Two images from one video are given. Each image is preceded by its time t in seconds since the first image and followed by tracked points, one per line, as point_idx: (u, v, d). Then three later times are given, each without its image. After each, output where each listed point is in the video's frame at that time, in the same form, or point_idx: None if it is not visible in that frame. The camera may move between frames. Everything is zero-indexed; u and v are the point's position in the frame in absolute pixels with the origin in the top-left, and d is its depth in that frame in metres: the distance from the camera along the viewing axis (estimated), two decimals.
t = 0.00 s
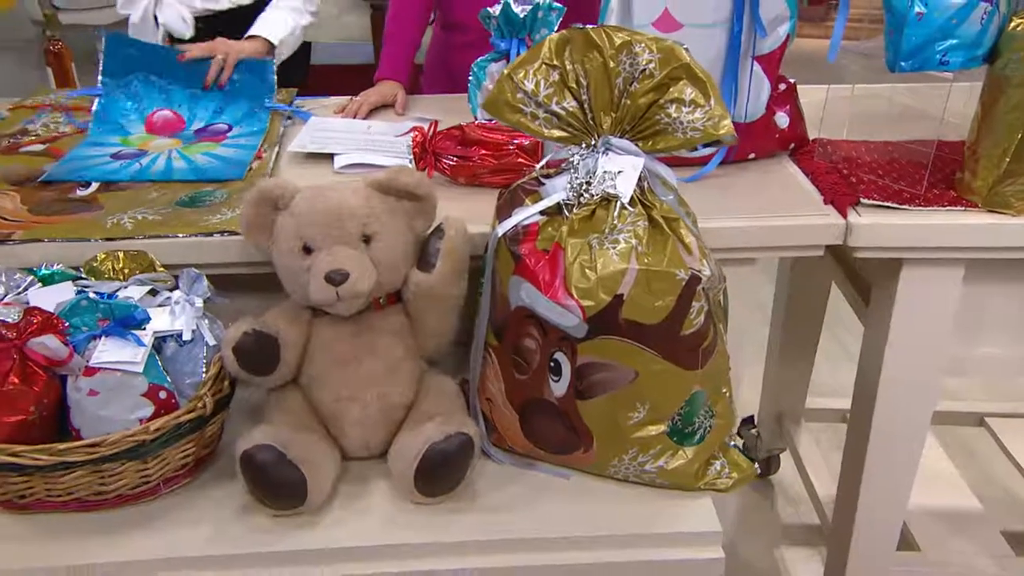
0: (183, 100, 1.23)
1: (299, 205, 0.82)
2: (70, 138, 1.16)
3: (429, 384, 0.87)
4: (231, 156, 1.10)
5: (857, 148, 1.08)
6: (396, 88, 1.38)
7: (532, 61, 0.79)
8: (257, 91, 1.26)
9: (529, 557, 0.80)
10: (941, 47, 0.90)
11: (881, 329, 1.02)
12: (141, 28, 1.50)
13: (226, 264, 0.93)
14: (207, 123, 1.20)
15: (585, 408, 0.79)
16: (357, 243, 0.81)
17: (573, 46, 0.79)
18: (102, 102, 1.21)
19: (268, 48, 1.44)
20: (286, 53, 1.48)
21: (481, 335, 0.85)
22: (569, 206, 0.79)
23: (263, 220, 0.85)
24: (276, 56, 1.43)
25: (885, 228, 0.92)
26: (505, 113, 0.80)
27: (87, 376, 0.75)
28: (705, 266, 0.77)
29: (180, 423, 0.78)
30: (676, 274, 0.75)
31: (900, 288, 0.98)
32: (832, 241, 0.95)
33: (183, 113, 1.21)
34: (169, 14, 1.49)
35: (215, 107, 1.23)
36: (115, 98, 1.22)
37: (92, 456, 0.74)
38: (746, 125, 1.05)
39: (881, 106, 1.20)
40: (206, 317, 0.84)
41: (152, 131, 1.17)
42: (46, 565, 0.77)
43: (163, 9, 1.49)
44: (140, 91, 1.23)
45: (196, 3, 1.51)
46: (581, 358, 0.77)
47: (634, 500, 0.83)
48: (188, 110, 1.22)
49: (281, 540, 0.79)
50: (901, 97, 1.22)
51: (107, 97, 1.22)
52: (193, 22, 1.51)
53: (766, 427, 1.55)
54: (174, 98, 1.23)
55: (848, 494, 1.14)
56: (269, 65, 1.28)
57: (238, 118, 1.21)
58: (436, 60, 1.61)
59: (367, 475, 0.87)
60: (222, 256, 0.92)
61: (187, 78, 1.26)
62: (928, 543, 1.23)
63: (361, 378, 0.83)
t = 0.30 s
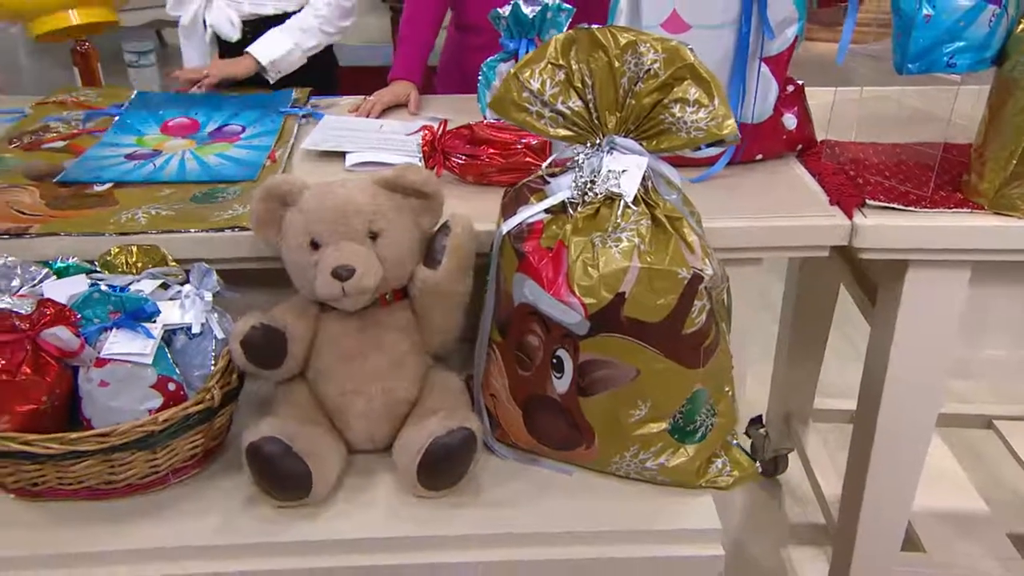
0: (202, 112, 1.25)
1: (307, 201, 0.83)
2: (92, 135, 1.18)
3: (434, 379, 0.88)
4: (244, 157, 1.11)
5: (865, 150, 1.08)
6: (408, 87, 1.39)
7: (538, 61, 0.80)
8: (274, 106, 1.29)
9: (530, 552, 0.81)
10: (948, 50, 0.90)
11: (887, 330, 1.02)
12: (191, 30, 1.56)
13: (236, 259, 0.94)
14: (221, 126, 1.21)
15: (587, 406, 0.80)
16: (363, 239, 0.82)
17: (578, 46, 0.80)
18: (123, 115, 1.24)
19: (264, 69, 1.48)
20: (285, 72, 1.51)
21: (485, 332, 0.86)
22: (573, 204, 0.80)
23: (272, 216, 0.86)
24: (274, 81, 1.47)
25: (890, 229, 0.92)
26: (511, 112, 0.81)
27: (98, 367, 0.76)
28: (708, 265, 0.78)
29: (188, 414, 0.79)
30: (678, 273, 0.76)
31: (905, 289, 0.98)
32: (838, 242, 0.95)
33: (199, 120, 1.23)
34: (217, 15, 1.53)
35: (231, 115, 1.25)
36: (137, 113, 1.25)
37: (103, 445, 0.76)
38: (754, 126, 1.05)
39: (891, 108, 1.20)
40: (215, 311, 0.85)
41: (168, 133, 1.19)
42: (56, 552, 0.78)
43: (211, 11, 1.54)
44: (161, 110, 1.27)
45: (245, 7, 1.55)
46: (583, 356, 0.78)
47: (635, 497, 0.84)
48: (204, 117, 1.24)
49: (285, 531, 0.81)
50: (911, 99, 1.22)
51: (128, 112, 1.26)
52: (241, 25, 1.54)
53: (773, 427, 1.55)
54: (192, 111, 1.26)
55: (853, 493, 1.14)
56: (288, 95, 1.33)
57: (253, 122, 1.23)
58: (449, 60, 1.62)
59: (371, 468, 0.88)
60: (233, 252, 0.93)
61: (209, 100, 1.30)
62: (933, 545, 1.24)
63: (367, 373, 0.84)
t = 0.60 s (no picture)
0: (227, 114, 1.28)
1: (325, 202, 0.85)
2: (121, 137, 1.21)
3: (446, 377, 0.90)
4: (266, 159, 1.13)
5: (879, 156, 1.09)
6: (428, 90, 1.41)
7: (552, 66, 0.82)
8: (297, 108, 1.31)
9: (538, 548, 0.82)
10: (962, 57, 0.91)
11: (898, 334, 1.03)
12: (230, 34, 1.60)
13: (256, 257, 0.97)
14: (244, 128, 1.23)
15: (596, 405, 0.81)
16: (379, 239, 0.84)
17: (592, 52, 0.81)
18: (150, 117, 1.27)
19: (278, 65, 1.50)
20: (301, 73, 1.54)
21: (498, 331, 0.87)
22: (585, 207, 0.82)
23: (291, 216, 0.88)
24: (289, 78, 1.49)
25: (902, 235, 0.93)
26: (525, 116, 0.83)
27: (122, 360, 0.79)
28: (717, 269, 0.79)
29: (207, 408, 0.81)
30: (687, 276, 0.77)
31: (917, 296, 0.99)
32: (849, 247, 0.96)
33: (223, 122, 1.25)
34: (255, 18, 1.59)
35: (254, 117, 1.27)
36: (163, 115, 1.28)
37: (125, 436, 0.78)
38: (768, 131, 1.06)
39: (907, 114, 1.20)
40: (235, 308, 0.87)
41: (193, 134, 1.21)
42: (79, 539, 0.81)
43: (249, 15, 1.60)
44: (187, 112, 1.29)
45: (281, 11, 1.61)
46: (593, 356, 0.79)
47: (643, 496, 0.85)
48: (228, 119, 1.26)
49: (300, 523, 0.83)
50: (927, 106, 1.22)
51: (155, 115, 1.28)
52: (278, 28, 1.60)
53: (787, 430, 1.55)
54: (217, 113, 1.28)
55: (864, 495, 1.15)
56: (310, 97, 1.36)
57: (276, 124, 1.25)
58: (469, 63, 1.64)
59: (385, 463, 0.90)
60: (253, 251, 0.96)
61: (233, 102, 1.32)
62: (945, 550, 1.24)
63: (381, 370, 0.86)
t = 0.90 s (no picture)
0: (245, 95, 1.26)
1: (348, 208, 0.87)
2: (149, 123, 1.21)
3: (464, 381, 0.92)
4: (287, 156, 1.16)
5: (899, 167, 1.09)
6: (453, 97, 1.43)
7: (572, 77, 0.83)
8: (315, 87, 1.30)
9: (552, 551, 0.84)
10: (983, 71, 0.91)
11: (916, 344, 1.03)
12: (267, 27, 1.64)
13: (281, 260, 0.99)
14: (265, 123, 1.24)
15: (610, 411, 0.82)
16: (399, 246, 0.86)
17: (611, 63, 0.82)
18: (171, 100, 1.25)
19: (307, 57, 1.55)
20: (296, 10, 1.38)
21: (515, 337, 0.89)
22: (603, 216, 0.83)
23: (315, 222, 0.90)
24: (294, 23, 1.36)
25: (919, 247, 0.93)
26: (545, 126, 0.84)
27: (149, 360, 0.81)
28: (732, 279, 0.80)
29: (232, 407, 0.84)
30: (701, 286, 0.78)
31: (935, 307, 0.99)
32: (867, 259, 0.96)
33: (244, 112, 1.25)
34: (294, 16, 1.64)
35: (273, 101, 1.27)
36: (183, 95, 1.26)
37: (152, 433, 0.81)
38: (788, 141, 1.07)
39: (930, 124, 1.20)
40: (260, 310, 0.90)
41: (218, 130, 1.22)
42: (107, 532, 0.83)
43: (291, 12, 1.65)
44: (204, 94, 1.26)
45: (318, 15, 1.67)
46: (607, 364, 0.80)
47: (656, 502, 0.86)
48: (247, 108, 1.25)
49: (320, 521, 0.85)
50: (950, 116, 1.22)
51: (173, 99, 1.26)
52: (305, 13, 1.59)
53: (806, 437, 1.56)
54: (235, 96, 1.26)
55: (880, 502, 1.16)
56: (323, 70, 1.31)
57: (296, 119, 1.26)
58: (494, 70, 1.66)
59: (403, 464, 0.92)
60: (279, 254, 0.98)
61: (246, 70, 1.28)
62: (962, 561, 1.24)
63: (400, 373, 0.88)
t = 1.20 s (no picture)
0: (230, 68, 1.25)
1: (354, 216, 0.88)
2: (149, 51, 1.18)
3: (467, 389, 0.92)
4: (259, 155, 1.17)
5: (909, 178, 1.09)
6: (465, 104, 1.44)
7: (576, 88, 0.83)
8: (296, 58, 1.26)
9: (551, 560, 0.84)
10: (992, 84, 0.91)
11: (923, 356, 1.03)
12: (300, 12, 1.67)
13: (289, 267, 1.00)
14: (249, 102, 1.24)
15: (610, 422, 0.82)
16: (404, 254, 0.87)
17: (615, 75, 0.82)
18: (159, 73, 1.25)
19: (322, 45, 1.56)
20: None
21: (518, 346, 0.90)
22: (606, 227, 0.83)
23: (321, 229, 0.91)
24: None
25: (925, 260, 0.93)
26: (549, 136, 0.84)
27: (157, 364, 0.82)
28: (733, 291, 0.79)
29: (236, 412, 0.85)
30: (702, 298, 0.78)
31: (942, 321, 0.99)
32: (872, 271, 0.96)
33: (229, 88, 1.24)
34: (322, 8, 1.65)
35: (257, 75, 1.25)
36: (171, 70, 1.25)
37: (158, 436, 0.82)
38: (796, 152, 1.07)
39: (942, 135, 1.19)
40: (266, 316, 0.91)
41: (204, 113, 1.23)
42: (112, 533, 0.85)
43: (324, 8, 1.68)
44: (191, 67, 1.25)
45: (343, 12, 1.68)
46: (607, 374, 0.80)
47: (656, 513, 0.87)
48: (233, 84, 1.25)
49: (322, 526, 0.86)
50: (963, 126, 1.21)
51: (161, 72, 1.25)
52: None
53: (815, 445, 1.55)
54: (220, 71, 1.25)
55: (886, 513, 1.15)
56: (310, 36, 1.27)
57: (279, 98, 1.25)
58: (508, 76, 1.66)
59: (406, 470, 0.92)
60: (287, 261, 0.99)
61: (232, 38, 1.25)
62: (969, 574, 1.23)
63: (403, 380, 0.89)
